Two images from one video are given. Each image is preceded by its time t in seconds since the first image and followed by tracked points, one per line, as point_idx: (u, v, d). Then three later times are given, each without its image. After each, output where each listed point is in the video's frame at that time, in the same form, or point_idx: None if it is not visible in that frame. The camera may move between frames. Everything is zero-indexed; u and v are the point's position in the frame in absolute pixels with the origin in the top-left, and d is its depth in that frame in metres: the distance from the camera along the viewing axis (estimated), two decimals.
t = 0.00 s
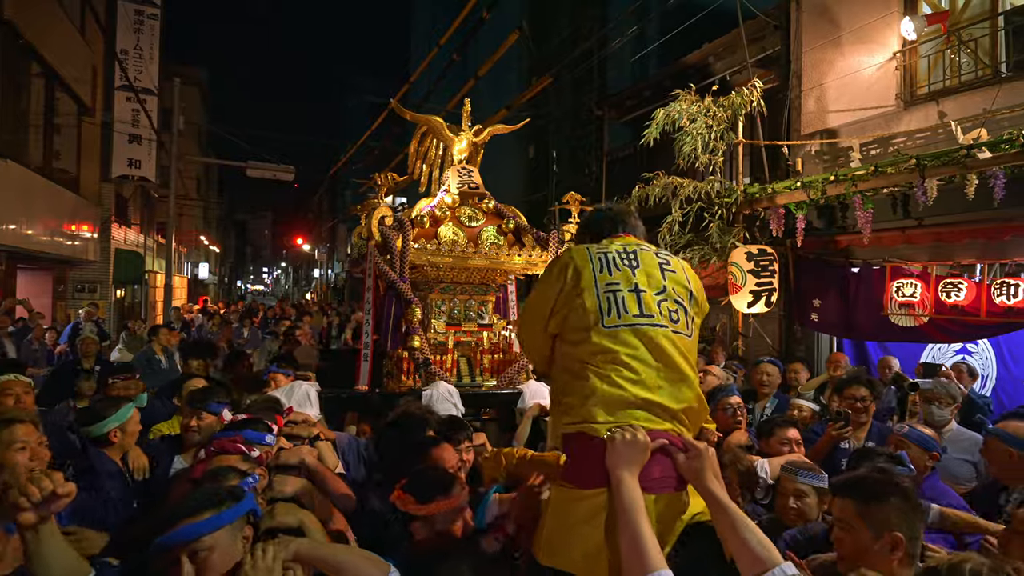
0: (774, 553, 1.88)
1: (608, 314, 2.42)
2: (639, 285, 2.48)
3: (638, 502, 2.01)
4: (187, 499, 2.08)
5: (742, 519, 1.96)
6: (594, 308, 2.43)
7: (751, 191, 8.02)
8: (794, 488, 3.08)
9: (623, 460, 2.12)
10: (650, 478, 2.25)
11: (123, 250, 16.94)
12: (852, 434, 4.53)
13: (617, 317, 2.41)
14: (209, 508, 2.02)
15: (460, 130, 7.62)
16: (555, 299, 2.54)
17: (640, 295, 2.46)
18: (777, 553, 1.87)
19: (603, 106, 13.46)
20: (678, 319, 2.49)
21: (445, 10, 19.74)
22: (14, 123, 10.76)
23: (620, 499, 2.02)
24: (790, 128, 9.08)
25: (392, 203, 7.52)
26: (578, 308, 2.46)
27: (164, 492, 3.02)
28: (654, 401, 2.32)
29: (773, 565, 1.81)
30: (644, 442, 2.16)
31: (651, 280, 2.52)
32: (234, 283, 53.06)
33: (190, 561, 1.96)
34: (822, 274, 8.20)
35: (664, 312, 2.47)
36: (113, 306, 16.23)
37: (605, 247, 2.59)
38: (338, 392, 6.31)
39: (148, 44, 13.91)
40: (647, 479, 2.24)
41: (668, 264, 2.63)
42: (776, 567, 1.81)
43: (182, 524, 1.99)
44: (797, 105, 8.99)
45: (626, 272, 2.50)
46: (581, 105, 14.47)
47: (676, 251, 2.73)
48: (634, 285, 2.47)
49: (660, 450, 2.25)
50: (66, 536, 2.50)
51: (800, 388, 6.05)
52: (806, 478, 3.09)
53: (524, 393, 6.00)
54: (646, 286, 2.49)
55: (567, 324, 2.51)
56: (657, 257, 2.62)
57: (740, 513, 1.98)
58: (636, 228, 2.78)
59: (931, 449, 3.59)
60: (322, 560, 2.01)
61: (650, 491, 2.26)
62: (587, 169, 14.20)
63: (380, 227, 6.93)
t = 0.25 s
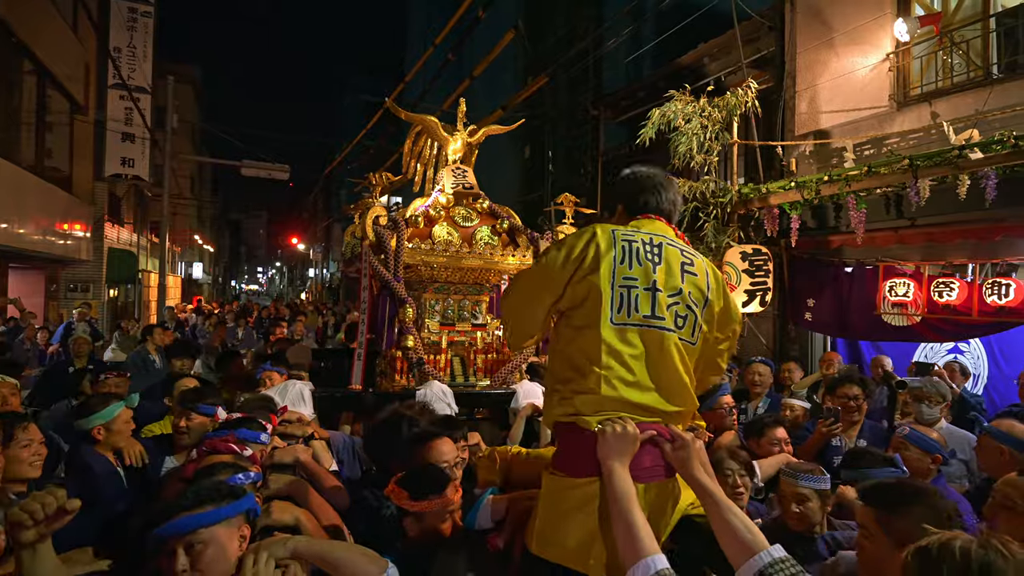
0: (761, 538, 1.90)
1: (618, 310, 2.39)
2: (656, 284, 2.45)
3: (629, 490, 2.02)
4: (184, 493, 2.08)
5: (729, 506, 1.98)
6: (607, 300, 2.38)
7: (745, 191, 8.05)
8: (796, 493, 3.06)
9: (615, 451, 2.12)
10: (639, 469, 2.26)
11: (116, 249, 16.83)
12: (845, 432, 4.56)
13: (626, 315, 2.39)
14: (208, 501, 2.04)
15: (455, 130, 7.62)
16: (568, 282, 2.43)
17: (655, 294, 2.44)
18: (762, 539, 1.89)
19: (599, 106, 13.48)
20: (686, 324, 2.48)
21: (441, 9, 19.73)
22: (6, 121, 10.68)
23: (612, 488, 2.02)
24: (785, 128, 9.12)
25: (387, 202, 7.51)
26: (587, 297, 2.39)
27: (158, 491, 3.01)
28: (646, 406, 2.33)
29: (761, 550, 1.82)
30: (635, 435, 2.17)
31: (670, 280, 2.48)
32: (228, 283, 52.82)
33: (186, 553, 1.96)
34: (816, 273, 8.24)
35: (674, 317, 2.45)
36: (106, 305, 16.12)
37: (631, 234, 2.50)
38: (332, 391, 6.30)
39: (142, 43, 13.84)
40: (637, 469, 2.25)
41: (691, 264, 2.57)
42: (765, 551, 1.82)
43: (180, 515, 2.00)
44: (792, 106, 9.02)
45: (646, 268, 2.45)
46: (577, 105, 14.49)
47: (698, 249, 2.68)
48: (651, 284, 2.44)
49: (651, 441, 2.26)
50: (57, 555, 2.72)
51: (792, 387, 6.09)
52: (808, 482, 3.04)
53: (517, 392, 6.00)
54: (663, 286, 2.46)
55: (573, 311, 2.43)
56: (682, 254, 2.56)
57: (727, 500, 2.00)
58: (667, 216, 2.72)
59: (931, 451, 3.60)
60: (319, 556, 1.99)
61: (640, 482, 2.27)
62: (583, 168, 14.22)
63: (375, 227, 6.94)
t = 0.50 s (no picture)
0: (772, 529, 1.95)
1: (625, 308, 2.37)
2: (660, 280, 2.45)
3: (645, 481, 2.03)
4: (196, 495, 2.08)
5: (743, 497, 2.01)
6: (613, 299, 2.37)
7: (742, 191, 8.08)
8: (803, 499, 3.05)
9: (630, 441, 2.12)
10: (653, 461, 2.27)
11: (110, 249, 16.73)
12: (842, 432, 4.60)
13: (633, 313, 2.38)
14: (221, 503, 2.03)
15: (452, 131, 7.61)
16: (572, 283, 2.42)
17: (660, 290, 2.43)
18: (774, 529, 1.95)
19: (595, 106, 13.50)
20: (692, 317, 2.47)
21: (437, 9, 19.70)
22: None
23: (627, 479, 2.03)
24: (780, 129, 9.15)
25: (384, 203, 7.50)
26: (593, 296, 2.39)
27: (160, 493, 3.00)
28: (659, 401, 2.33)
29: (771, 542, 1.89)
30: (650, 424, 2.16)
31: (673, 275, 2.48)
32: (223, 283, 52.60)
33: (200, 554, 1.96)
34: (811, 274, 8.29)
35: (680, 311, 2.45)
36: (100, 306, 16.02)
37: (631, 230, 2.51)
38: (330, 392, 6.29)
39: (136, 41, 13.75)
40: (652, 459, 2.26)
41: (692, 258, 2.57)
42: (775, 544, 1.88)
43: (193, 517, 2.00)
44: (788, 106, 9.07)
45: (649, 264, 2.45)
46: (573, 106, 14.50)
47: (701, 242, 2.67)
48: (655, 279, 2.44)
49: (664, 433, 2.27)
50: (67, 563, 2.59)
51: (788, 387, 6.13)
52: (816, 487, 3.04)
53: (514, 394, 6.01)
54: (666, 281, 2.46)
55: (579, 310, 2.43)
56: (683, 248, 2.56)
57: (741, 491, 2.03)
58: (672, 208, 2.69)
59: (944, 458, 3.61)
60: (330, 555, 2.00)
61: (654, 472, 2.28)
62: (579, 169, 14.25)
63: (372, 228, 6.94)
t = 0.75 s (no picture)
0: (766, 519, 1.96)
1: (616, 304, 2.38)
2: (650, 273, 2.45)
3: (638, 477, 2.01)
4: (204, 495, 2.07)
5: (738, 487, 2.01)
6: (603, 294, 2.38)
7: (739, 192, 8.09)
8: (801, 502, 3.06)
9: (622, 438, 2.11)
10: (648, 453, 2.27)
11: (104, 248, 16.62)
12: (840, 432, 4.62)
13: (623, 308, 2.39)
14: (231, 505, 2.01)
15: (449, 132, 7.60)
16: (563, 282, 2.42)
17: (650, 284, 2.43)
18: (768, 519, 1.95)
19: (592, 106, 13.49)
20: (684, 311, 2.46)
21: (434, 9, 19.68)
22: None
23: (620, 475, 2.01)
24: (777, 130, 9.17)
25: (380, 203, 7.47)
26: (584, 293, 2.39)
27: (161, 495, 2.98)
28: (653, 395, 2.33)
29: (765, 534, 1.90)
30: (639, 419, 2.16)
31: (663, 269, 2.48)
32: (218, 283, 52.35)
33: (212, 556, 1.95)
34: (807, 274, 8.32)
35: (671, 305, 2.44)
36: (94, 306, 15.90)
37: (620, 226, 2.51)
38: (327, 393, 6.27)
39: (131, 40, 13.67)
40: (646, 452, 2.26)
41: (682, 251, 2.56)
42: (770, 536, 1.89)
43: (204, 519, 1.97)
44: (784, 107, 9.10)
45: (639, 258, 2.46)
46: (570, 106, 14.50)
47: (692, 235, 2.66)
48: (645, 273, 2.44)
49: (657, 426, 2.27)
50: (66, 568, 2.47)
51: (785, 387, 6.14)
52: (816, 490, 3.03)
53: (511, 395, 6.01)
54: (656, 274, 2.46)
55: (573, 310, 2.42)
56: (672, 241, 2.55)
57: (735, 481, 2.02)
58: (658, 205, 2.70)
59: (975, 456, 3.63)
60: (340, 556, 2.02)
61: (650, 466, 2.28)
62: (576, 169, 14.25)
63: (370, 228, 6.92)
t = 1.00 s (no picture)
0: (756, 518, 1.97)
1: (620, 300, 2.40)
2: (655, 272, 2.46)
3: (632, 476, 2.01)
4: (203, 493, 2.07)
5: (729, 486, 2.01)
6: (608, 291, 2.39)
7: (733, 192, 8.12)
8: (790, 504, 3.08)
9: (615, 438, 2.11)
10: (642, 453, 2.28)
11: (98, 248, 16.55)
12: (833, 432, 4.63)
13: (627, 305, 2.40)
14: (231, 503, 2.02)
15: (443, 134, 7.60)
16: (573, 278, 2.40)
17: (654, 282, 2.45)
18: (757, 517, 1.96)
19: (588, 107, 13.50)
20: (684, 311, 2.47)
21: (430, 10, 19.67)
22: None
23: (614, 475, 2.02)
24: (771, 131, 9.21)
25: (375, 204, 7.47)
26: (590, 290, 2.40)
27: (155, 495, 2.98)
28: (650, 391, 2.36)
29: (755, 531, 1.90)
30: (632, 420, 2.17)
31: (667, 269, 2.49)
32: (213, 284, 52.16)
33: (210, 553, 1.95)
34: (801, 275, 8.36)
35: (672, 304, 2.45)
36: (87, 306, 15.81)
37: (629, 224, 2.51)
38: (320, 394, 6.27)
39: (126, 39, 13.61)
40: (640, 451, 2.27)
41: (687, 252, 2.56)
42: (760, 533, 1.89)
43: (203, 516, 1.98)
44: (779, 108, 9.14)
45: (645, 256, 2.47)
46: (566, 106, 14.52)
47: (698, 236, 2.66)
48: (650, 271, 2.46)
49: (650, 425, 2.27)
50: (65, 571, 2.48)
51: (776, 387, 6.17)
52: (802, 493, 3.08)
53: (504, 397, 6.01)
54: (661, 273, 2.47)
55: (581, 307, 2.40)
56: (678, 243, 2.56)
57: (726, 481, 2.02)
58: (665, 206, 2.70)
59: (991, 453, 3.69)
60: (338, 557, 1.96)
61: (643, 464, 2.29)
62: (572, 169, 14.27)
63: (365, 231, 6.91)
